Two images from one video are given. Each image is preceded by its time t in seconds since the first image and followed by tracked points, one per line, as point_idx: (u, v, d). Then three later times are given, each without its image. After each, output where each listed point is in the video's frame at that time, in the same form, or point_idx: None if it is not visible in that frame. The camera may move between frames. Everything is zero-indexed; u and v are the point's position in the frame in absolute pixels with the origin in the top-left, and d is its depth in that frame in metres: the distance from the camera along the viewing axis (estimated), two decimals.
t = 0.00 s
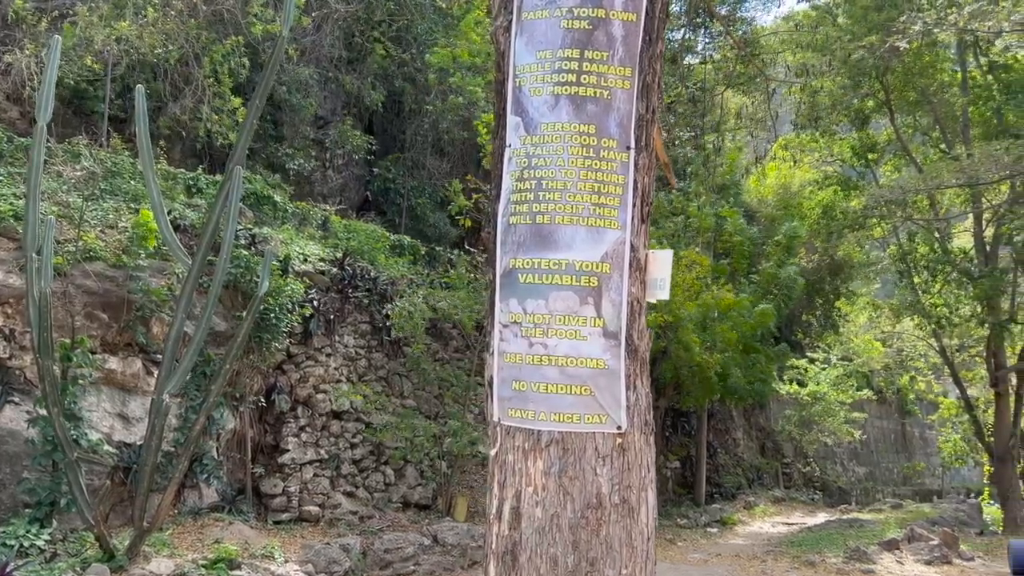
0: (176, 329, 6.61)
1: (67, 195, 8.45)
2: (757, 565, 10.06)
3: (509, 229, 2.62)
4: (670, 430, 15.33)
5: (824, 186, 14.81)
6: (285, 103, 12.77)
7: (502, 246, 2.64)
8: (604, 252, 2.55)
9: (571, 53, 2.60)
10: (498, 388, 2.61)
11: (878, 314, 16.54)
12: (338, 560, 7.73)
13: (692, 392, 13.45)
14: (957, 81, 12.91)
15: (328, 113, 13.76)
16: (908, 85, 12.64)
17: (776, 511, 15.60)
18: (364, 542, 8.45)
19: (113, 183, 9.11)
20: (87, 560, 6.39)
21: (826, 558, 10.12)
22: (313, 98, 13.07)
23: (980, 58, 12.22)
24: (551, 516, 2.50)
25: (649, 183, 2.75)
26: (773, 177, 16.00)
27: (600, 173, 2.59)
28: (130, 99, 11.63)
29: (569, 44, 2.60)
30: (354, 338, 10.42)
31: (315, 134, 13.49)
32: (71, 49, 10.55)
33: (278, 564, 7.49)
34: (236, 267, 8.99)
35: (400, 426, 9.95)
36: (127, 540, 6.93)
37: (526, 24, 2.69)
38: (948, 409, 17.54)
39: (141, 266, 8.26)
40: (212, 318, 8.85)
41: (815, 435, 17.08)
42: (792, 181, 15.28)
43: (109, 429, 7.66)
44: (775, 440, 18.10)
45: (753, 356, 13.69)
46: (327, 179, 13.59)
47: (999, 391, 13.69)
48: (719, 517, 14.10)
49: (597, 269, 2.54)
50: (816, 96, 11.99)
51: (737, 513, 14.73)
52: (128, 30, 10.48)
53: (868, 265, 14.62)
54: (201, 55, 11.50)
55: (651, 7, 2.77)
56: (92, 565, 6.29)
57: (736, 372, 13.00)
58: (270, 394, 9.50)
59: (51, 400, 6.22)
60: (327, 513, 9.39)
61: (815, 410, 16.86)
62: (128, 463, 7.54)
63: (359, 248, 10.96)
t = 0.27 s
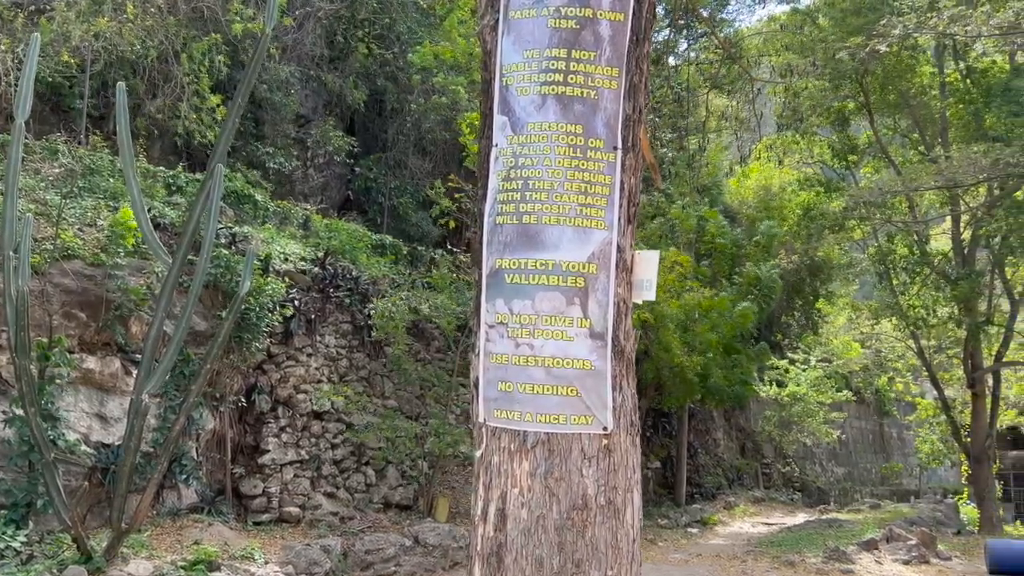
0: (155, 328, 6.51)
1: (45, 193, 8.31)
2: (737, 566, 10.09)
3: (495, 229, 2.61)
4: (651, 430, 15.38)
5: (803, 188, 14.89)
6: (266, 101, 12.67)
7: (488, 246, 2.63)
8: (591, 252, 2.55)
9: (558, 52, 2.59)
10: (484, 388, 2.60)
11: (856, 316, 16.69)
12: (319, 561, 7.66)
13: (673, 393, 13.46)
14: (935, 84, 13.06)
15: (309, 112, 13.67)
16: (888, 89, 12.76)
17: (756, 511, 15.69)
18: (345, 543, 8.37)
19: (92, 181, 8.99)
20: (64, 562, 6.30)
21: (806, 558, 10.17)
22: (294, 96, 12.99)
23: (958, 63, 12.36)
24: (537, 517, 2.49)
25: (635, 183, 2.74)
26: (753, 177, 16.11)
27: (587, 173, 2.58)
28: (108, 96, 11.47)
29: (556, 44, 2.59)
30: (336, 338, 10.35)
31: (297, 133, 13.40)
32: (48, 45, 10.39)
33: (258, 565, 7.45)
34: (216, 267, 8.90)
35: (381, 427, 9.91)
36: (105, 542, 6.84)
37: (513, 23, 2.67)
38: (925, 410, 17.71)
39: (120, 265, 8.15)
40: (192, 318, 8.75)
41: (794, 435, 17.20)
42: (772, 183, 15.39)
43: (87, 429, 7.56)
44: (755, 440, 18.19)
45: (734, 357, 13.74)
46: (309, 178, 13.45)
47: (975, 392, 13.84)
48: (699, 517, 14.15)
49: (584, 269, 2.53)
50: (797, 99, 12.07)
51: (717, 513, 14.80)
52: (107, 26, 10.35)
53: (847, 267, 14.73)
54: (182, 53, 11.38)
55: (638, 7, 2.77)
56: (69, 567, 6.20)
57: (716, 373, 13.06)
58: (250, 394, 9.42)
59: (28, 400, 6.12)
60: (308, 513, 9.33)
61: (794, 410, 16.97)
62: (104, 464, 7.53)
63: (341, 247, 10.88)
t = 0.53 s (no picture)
0: (131, 327, 6.42)
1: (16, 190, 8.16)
2: (714, 566, 10.12)
3: (476, 228, 2.60)
4: (628, 431, 15.43)
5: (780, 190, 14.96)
6: (243, 100, 12.55)
7: (469, 246, 2.62)
8: (573, 252, 2.55)
9: (540, 52, 2.58)
10: (464, 388, 2.59)
11: (832, 317, 16.86)
12: (296, 562, 7.57)
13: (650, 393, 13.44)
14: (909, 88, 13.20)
15: (287, 111, 13.57)
16: (862, 93, 12.91)
17: (732, 511, 15.79)
18: (322, 544, 8.27)
19: (65, 178, 8.86)
20: (35, 565, 6.19)
21: (781, 558, 10.22)
22: (271, 95, 12.88)
23: (931, 68, 12.51)
24: (517, 518, 2.48)
25: (617, 183, 2.75)
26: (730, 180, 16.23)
27: (569, 173, 2.58)
28: (81, 92, 11.29)
29: (538, 43, 2.59)
30: (313, 338, 10.27)
31: (274, 132, 13.28)
32: (20, 40, 10.21)
33: (233, 567, 7.41)
34: (192, 266, 8.80)
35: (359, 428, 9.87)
36: (78, 544, 6.74)
37: (495, 22, 2.67)
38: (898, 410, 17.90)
39: (94, 264, 8.03)
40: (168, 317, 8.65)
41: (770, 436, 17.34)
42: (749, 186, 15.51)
43: (60, 429, 7.45)
44: (731, 441, 18.30)
45: (711, 358, 13.80)
46: (286, 177, 13.27)
47: (947, 393, 14.01)
48: (676, 517, 14.21)
49: (565, 269, 2.53)
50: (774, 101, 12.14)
51: (693, 514, 14.88)
52: (80, 22, 10.19)
53: (822, 268, 14.85)
54: (157, 49, 11.24)
55: (620, 7, 2.77)
56: (41, 569, 6.09)
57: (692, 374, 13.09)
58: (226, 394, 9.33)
59: None
60: (284, 515, 9.26)
61: (770, 411, 17.09)
62: (78, 464, 7.50)
63: (318, 247, 10.81)
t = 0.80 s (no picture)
0: (100, 327, 6.29)
1: None
2: (686, 566, 10.15)
3: (454, 228, 2.59)
4: (602, 431, 15.48)
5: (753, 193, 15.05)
6: (216, 98, 12.41)
7: (447, 246, 2.61)
8: (551, 253, 2.54)
9: (519, 51, 2.58)
10: (441, 389, 2.58)
11: (804, 319, 16.98)
12: (267, 564, 7.47)
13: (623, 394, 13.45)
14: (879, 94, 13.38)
15: (260, 109, 13.44)
16: (833, 97, 13.07)
17: (704, 512, 15.90)
18: (294, 546, 8.19)
19: (33, 176, 8.70)
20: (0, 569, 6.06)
21: (753, 557, 10.28)
22: (244, 93, 12.74)
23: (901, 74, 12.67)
24: (494, 519, 2.47)
25: (594, 184, 2.75)
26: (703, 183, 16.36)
27: (547, 173, 2.58)
28: (50, 88, 11.10)
29: (517, 43, 2.59)
30: (286, 338, 10.19)
31: (247, 131, 13.14)
32: None
33: (203, 569, 7.33)
34: (163, 266, 8.70)
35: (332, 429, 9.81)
36: (46, 547, 6.64)
37: (474, 22, 2.66)
38: (867, 411, 18.10)
39: (63, 263, 7.90)
40: (138, 317, 8.52)
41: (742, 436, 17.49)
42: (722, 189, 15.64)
43: (27, 431, 7.31)
44: (703, 441, 18.42)
45: (684, 359, 13.86)
46: (259, 176, 13.10)
47: (916, 394, 14.21)
48: (649, 518, 14.27)
49: (543, 270, 2.53)
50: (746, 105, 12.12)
51: (666, 514, 14.95)
52: (49, 16, 10.02)
53: (794, 271, 14.99)
54: (128, 46, 11.08)
55: (599, 8, 2.77)
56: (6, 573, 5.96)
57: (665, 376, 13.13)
58: (197, 395, 9.21)
59: None
60: (256, 516, 9.16)
61: (742, 412, 17.23)
62: (47, 466, 7.37)
63: (292, 246, 10.72)
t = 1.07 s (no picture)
0: (62, 325, 6.09)
1: None
2: (652, 566, 10.18)
3: (425, 228, 2.58)
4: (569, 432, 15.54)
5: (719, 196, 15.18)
6: (181, 95, 12.22)
7: (417, 245, 2.59)
8: (521, 253, 2.54)
9: (490, 51, 2.57)
10: (410, 389, 2.56)
11: (768, 322, 17.09)
12: (231, 567, 7.37)
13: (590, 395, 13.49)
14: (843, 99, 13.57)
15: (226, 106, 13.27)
16: (797, 103, 13.21)
17: (669, 512, 16.02)
18: (258, 548, 8.10)
19: None
20: None
21: (718, 557, 10.35)
22: (210, 90, 12.56)
23: (864, 80, 12.84)
24: (462, 520, 2.46)
25: (565, 185, 2.75)
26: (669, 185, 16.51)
27: (518, 174, 2.58)
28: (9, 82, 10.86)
29: (489, 42, 2.58)
30: (251, 339, 10.07)
31: (213, 128, 12.97)
32: None
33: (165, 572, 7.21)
34: (126, 264, 8.55)
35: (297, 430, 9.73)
36: (2, 550, 6.49)
37: (445, 21, 2.65)
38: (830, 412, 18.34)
39: (22, 260, 7.72)
40: (100, 316, 8.36)
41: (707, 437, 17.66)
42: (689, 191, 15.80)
43: None
44: (669, 442, 18.55)
45: (650, 360, 13.93)
46: (224, 174, 12.95)
47: (877, 395, 14.42)
48: (615, 518, 14.34)
49: (514, 269, 2.52)
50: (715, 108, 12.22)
51: (632, 514, 15.04)
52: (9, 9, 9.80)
53: (759, 273, 15.17)
54: (91, 41, 10.86)
55: (570, 9, 2.77)
56: None
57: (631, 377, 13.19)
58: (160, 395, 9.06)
59: None
60: (220, 519, 9.04)
61: (707, 413, 17.38)
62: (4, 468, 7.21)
63: (257, 246, 10.60)
